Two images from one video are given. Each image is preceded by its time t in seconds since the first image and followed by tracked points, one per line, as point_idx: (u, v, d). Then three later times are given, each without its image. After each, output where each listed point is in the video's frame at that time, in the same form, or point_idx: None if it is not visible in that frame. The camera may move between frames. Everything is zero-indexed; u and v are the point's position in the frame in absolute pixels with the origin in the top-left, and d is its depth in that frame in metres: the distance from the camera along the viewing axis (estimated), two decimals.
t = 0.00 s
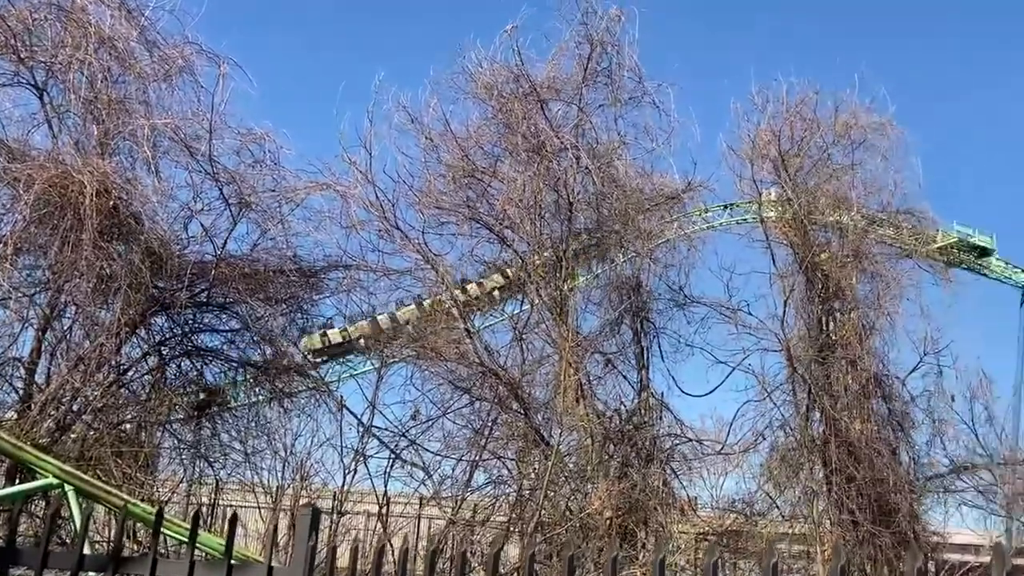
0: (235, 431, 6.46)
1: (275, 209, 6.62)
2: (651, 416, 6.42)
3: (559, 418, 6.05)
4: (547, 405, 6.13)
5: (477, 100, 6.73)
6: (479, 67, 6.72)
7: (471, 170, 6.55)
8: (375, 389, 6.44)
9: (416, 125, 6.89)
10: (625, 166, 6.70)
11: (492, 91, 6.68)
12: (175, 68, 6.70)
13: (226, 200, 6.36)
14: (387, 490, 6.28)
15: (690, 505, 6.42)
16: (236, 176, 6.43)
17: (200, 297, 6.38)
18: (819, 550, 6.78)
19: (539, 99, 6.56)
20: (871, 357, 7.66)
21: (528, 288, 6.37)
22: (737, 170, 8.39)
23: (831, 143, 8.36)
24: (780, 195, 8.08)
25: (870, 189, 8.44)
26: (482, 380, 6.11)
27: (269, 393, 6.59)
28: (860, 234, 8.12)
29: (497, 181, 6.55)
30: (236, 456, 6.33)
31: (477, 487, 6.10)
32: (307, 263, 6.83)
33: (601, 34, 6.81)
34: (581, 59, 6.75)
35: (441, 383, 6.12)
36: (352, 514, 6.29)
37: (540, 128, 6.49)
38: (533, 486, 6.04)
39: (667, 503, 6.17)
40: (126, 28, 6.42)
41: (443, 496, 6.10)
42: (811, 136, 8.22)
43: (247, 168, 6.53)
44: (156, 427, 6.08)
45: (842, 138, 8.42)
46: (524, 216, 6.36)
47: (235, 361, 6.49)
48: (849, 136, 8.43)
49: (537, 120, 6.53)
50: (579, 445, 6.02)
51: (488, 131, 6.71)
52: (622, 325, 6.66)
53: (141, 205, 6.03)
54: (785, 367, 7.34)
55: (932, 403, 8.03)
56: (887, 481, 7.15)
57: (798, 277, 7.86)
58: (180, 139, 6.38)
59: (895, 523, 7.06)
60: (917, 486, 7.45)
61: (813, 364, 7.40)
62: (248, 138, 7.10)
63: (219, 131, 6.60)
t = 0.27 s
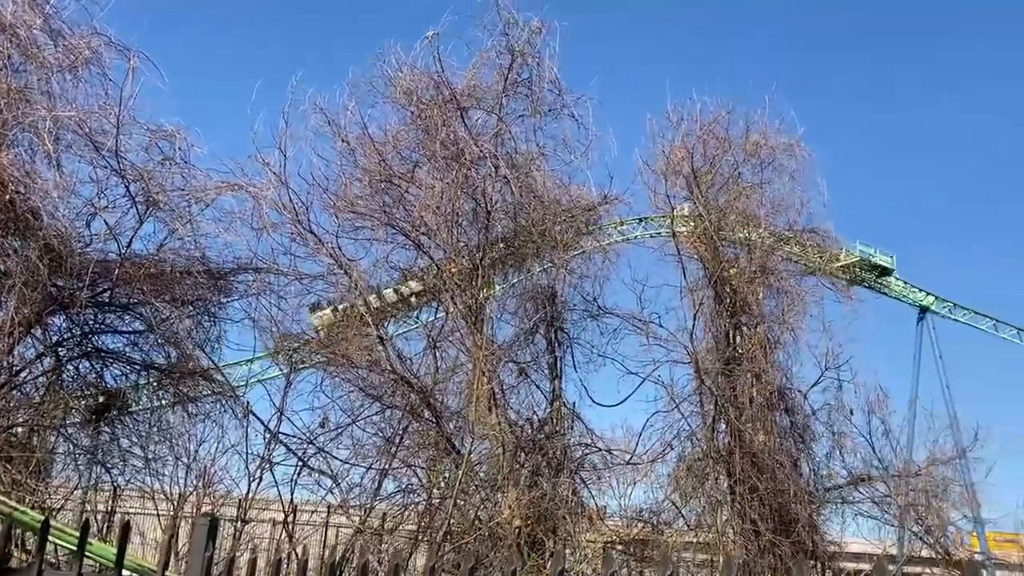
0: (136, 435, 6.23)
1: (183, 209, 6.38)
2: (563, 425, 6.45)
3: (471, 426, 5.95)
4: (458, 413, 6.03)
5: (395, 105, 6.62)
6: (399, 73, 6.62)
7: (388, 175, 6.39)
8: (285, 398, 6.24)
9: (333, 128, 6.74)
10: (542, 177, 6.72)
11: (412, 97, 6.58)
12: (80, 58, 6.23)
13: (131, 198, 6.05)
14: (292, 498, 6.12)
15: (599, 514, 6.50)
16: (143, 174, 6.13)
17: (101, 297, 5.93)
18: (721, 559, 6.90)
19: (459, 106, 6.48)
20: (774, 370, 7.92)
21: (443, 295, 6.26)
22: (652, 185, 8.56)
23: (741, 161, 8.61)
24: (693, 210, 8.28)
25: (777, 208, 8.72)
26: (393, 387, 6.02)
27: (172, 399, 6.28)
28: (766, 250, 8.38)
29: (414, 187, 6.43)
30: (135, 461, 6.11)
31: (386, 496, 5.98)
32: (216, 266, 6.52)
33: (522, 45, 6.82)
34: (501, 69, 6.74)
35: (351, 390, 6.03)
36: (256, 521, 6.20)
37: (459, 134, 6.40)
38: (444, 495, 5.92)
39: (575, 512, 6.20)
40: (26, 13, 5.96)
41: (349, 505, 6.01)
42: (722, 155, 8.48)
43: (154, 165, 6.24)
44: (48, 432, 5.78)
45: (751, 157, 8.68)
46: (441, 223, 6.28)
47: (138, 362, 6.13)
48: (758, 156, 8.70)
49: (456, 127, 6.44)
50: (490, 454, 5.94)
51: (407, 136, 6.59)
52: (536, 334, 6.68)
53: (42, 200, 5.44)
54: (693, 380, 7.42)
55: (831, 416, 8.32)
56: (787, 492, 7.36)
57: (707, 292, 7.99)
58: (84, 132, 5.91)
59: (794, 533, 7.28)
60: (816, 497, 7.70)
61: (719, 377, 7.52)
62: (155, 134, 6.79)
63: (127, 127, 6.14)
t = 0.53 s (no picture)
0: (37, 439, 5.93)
1: (95, 205, 6.11)
2: (483, 433, 6.43)
3: (390, 433, 5.79)
4: (377, 420, 5.87)
5: (320, 106, 6.50)
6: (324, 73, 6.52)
7: (310, 177, 6.23)
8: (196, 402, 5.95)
9: (255, 127, 6.57)
10: (468, 184, 6.70)
11: (338, 98, 6.46)
12: None
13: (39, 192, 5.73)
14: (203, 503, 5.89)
15: (518, 522, 6.53)
16: (52, 167, 5.84)
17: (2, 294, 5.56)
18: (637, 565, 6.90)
19: (385, 109, 6.39)
20: (691, 380, 8.09)
21: (364, 299, 6.13)
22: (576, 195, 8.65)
23: (663, 175, 8.78)
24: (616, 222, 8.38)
25: (697, 221, 8.92)
26: (311, 395, 5.75)
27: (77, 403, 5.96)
28: (686, 262, 8.56)
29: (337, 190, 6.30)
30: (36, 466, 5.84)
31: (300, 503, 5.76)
32: (129, 264, 6.25)
33: (450, 51, 6.79)
34: (429, 74, 6.70)
35: (267, 395, 5.83)
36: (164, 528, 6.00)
37: (385, 138, 6.31)
38: (360, 503, 5.70)
39: (492, 520, 6.22)
40: None
41: (264, 512, 5.81)
42: (645, 168, 8.66)
43: (64, 159, 5.96)
44: None
45: (673, 171, 8.86)
46: (364, 227, 6.18)
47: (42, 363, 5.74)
48: (680, 170, 8.88)
49: (382, 130, 6.34)
50: (408, 462, 5.82)
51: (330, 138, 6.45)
52: (458, 341, 6.66)
53: None
54: (613, 390, 7.42)
55: (745, 427, 8.52)
56: (701, 501, 7.50)
57: (628, 302, 8.10)
58: None
59: (707, 541, 7.38)
60: (729, 505, 7.87)
61: (638, 387, 7.59)
62: (65, 126, 6.49)
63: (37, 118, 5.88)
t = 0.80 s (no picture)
0: None
1: (9, 198, 5.86)
2: (409, 438, 6.41)
3: (314, 437, 5.69)
4: (302, 424, 5.75)
5: (250, 103, 6.37)
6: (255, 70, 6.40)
7: (238, 174, 6.07)
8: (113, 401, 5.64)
9: (182, 123, 6.41)
10: (399, 186, 6.66)
11: (268, 95, 6.34)
12: None
13: None
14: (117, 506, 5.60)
15: (442, 527, 6.49)
16: None
17: None
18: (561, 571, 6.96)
19: (315, 108, 6.30)
20: (618, 387, 8.22)
21: (289, 300, 5.98)
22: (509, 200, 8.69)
23: (595, 184, 8.89)
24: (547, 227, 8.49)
25: (627, 230, 9.06)
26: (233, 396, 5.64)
27: None
28: (616, 270, 8.69)
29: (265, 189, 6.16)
30: None
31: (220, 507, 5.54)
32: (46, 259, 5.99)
33: (384, 52, 6.74)
34: (362, 74, 6.64)
35: (188, 397, 5.67)
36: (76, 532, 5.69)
37: (316, 137, 6.23)
38: (281, 506, 5.53)
39: (416, 526, 6.17)
40: None
41: (182, 516, 5.55)
42: (577, 176, 8.76)
43: None
44: None
45: (605, 180, 8.97)
46: (292, 227, 6.04)
47: None
48: (612, 179, 9.00)
49: (313, 130, 6.25)
50: (332, 466, 5.75)
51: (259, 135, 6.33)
52: (386, 345, 6.61)
53: None
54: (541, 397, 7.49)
55: (670, 434, 8.68)
56: (625, 507, 7.63)
57: (558, 308, 8.16)
58: None
59: (630, 547, 7.52)
60: (653, 512, 7.98)
61: (567, 393, 7.61)
62: None
63: None
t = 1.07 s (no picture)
0: None
1: None
2: (342, 440, 6.37)
3: (245, 437, 5.60)
4: (233, 424, 5.65)
5: (186, 96, 6.25)
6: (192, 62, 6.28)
7: (172, 169, 5.95)
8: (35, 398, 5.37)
9: (114, 114, 6.24)
10: (337, 185, 6.62)
11: (205, 89, 6.23)
12: None
13: None
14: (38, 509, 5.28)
15: (374, 530, 6.43)
16: None
17: None
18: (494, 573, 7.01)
19: (253, 104, 6.22)
20: (554, 390, 8.26)
21: (222, 298, 5.86)
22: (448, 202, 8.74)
23: (536, 188, 8.97)
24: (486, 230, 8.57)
25: (567, 235, 9.14)
26: (162, 396, 5.50)
27: None
28: (555, 274, 8.75)
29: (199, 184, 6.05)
30: None
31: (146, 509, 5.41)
32: None
33: (325, 49, 6.69)
34: (302, 71, 6.58)
35: (114, 395, 5.48)
36: None
37: (253, 133, 6.14)
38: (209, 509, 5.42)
39: (348, 529, 6.13)
40: None
41: (105, 518, 5.34)
42: (518, 180, 8.82)
43: None
44: None
45: (546, 184, 9.05)
46: (226, 224, 5.91)
47: None
48: (553, 183, 9.08)
49: (250, 126, 6.16)
50: (263, 467, 5.68)
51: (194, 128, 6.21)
52: (321, 345, 6.56)
53: None
54: (477, 399, 7.60)
55: (604, 437, 8.79)
56: (559, 510, 7.68)
57: (496, 311, 8.21)
58: None
59: (562, 550, 7.59)
60: (587, 515, 8.02)
61: (502, 396, 7.71)
62: None
63: None
